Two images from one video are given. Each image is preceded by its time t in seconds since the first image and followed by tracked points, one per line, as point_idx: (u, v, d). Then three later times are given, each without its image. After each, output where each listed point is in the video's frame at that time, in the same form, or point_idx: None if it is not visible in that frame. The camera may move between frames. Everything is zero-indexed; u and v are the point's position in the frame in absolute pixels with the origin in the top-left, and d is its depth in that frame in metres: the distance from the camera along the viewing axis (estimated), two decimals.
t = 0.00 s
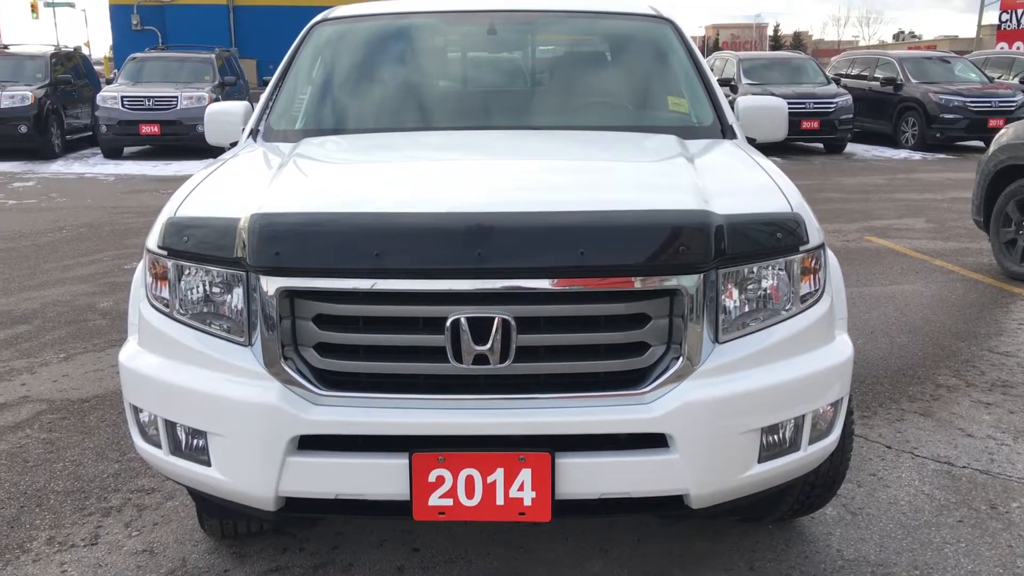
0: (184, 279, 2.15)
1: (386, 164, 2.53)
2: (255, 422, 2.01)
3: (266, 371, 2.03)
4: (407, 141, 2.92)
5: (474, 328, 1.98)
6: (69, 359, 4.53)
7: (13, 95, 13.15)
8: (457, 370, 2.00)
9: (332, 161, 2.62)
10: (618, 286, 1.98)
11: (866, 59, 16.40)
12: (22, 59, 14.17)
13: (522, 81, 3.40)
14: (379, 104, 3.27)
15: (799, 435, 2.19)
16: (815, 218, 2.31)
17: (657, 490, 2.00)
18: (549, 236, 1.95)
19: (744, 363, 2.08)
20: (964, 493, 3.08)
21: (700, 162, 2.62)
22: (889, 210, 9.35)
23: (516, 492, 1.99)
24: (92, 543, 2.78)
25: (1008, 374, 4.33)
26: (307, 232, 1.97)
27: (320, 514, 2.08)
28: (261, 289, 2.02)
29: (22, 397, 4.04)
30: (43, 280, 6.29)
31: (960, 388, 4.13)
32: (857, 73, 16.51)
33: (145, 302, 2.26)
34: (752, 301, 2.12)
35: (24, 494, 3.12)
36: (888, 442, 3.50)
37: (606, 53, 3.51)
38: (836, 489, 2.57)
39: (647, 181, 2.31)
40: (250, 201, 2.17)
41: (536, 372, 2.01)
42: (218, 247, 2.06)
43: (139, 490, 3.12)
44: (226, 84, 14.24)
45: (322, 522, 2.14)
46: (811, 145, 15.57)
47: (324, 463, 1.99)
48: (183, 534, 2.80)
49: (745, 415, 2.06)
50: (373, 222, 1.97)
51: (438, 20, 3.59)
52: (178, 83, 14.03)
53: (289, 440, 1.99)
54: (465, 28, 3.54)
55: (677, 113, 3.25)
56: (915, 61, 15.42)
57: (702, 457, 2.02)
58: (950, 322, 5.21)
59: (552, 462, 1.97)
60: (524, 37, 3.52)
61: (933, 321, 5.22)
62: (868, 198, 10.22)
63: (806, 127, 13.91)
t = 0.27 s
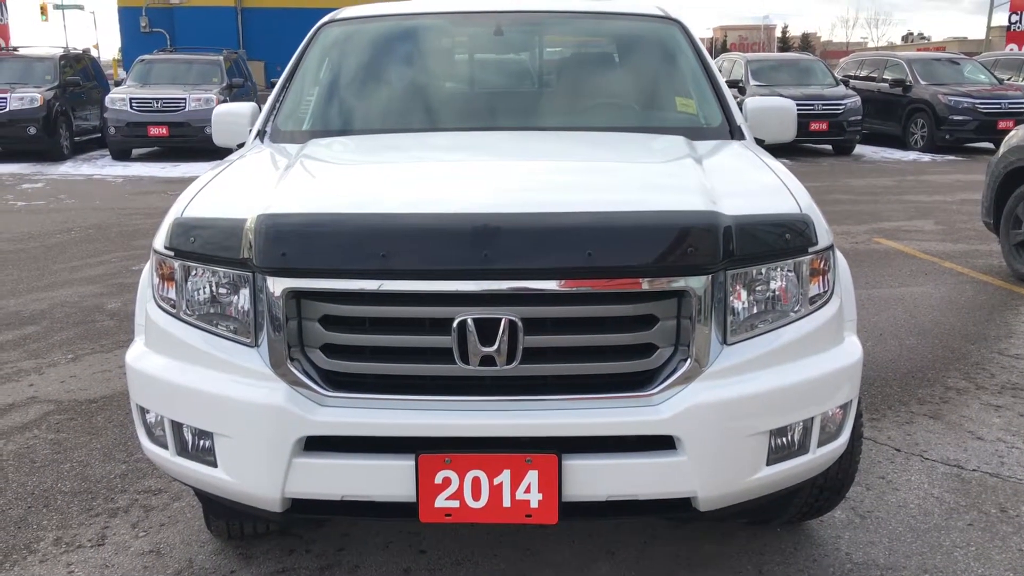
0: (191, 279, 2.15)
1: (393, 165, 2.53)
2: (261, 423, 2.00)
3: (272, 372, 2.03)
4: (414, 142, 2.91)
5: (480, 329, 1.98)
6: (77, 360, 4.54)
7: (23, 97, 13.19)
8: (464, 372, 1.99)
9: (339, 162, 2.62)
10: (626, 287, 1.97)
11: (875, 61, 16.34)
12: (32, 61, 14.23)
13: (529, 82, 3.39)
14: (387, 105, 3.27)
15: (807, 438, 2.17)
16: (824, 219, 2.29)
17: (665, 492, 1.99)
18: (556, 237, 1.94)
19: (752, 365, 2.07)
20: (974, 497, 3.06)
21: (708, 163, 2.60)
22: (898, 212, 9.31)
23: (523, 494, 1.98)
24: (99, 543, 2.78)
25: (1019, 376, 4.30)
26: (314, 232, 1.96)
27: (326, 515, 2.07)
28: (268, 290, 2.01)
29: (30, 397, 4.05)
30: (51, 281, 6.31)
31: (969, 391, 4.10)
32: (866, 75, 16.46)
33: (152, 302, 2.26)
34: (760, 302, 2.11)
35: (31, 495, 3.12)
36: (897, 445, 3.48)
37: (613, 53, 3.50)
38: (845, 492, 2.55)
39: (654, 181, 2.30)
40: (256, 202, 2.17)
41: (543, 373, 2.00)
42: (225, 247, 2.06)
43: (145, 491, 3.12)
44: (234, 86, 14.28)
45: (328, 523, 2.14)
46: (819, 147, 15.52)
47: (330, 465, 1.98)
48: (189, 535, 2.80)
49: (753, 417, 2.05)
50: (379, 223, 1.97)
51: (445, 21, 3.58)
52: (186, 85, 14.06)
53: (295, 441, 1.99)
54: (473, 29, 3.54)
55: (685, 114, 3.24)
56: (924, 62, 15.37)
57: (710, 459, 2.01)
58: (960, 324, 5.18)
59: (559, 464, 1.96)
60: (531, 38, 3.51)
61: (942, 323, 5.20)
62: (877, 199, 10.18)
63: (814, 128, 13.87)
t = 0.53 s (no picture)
0: (195, 275, 2.14)
1: (398, 161, 2.52)
2: (266, 420, 2.00)
3: (277, 368, 2.02)
4: (420, 139, 2.90)
5: (485, 326, 1.97)
6: (83, 357, 4.55)
7: (30, 94, 13.22)
8: (469, 369, 1.98)
9: (344, 158, 2.61)
10: (632, 284, 1.95)
11: (883, 58, 16.28)
12: (38, 59, 14.25)
13: (535, 78, 3.38)
14: (392, 102, 3.26)
15: (815, 436, 2.16)
16: (832, 215, 2.28)
17: (670, 490, 1.98)
18: (562, 233, 1.93)
19: (759, 362, 2.06)
20: (982, 496, 3.04)
21: (715, 159, 2.59)
22: (905, 210, 9.27)
23: (528, 491, 1.97)
24: (104, 540, 2.78)
25: None
26: (318, 228, 1.95)
27: (330, 512, 2.07)
28: (272, 286, 2.01)
29: (36, 394, 4.05)
30: (57, 277, 6.31)
31: (977, 389, 4.08)
32: (873, 72, 16.39)
33: (157, 299, 2.25)
34: (767, 299, 2.09)
35: (36, 491, 3.12)
36: (904, 443, 3.46)
37: (620, 50, 3.48)
38: (852, 490, 2.54)
39: (661, 178, 2.28)
40: (261, 198, 2.16)
41: (549, 371, 1.99)
42: (229, 243, 2.05)
43: (151, 487, 3.12)
44: (241, 84, 14.29)
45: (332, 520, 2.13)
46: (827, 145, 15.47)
47: (334, 462, 1.97)
48: (194, 532, 2.80)
49: (760, 415, 2.04)
50: (384, 219, 1.96)
51: (450, 18, 3.57)
52: (192, 82, 14.08)
53: (299, 438, 1.98)
54: (479, 26, 3.52)
55: (691, 110, 3.22)
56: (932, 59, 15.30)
57: (716, 457, 2.00)
58: (968, 323, 5.15)
59: (564, 462, 1.95)
60: (537, 34, 3.49)
61: (950, 321, 5.17)
62: (884, 197, 10.14)
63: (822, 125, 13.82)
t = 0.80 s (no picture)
0: (198, 278, 2.14)
1: (400, 163, 2.52)
2: (268, 422, 2.00)
3: (279, 370, 2.02)
4: (422, 140, 2.90)
5: (487, 328, 1.96)
6: (86, 358, 4.55)
7: (33, 96, 13.25)
8: (471, 371, 1.98)
9: (346, 159, 2.61)
10: (634, 286, 1.95)
11: (885, 58, 16.26)
12: (42, 60, 14.28)
13: (537, 79, 3.38)
14: (394, 103, 3.26)
15: (818, 438, 2.15)
16: (835, 216, 2.27)
17: (673, 492, 1.98)
18: (564, 235, 1.93)
19: (761, 364, 2.05)
20: (985, 496, 3.04)
21: (717, 160, 2.58)
22: (908, 210, 9.26)
23: (531, 494, 1.97)
24: (107, 542, 2.78)
25: None
26: (320, 230, 1.95)
27: (333, 514, 2.07)
28: (274, 288, 2.01)
29: (39, 395, 4.06)
30: (61, 279, 6.33)
31: (981, 390, 4.07)
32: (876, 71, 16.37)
33: (159, 301, 2.26)
34: (770, 301, 2.09)
35: (39, 493, 3.12)
36: (908, 444, 3.45)
37: (622, 51, 3.48)
38: (855, 492, 2.54)
39: (663, 179, 2.28)
40: (263, 200, 2.16)
41: (551, 373, 1.98)
42: (231, 246, 2.05)
43: (153, 489, 3.12)
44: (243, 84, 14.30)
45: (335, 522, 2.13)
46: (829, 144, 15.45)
47: (337, 464, 1.97)
48: (197, 534, 2.80)
49: (763, 416, 2.03)
50: (386, 221, 1.95)
51: (452, 19, 3.57)
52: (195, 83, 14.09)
53: (302, 440, 1.98)
54: (480, 27, 3.52)
55: (694, 111, 3.22)
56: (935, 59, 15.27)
57: (719, 459, 2.00)
58: (971, 323, 5.14)
59: (566, 464, 1.95)
60: (539, 35, 3.49)
61: (954, 321, 5.16)
62: (887, 197, 10.12)
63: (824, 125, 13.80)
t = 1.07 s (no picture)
0: (196, 279, 2.13)
1: (398, 164, 2.51)
2: (267, 424, 1.99)
3: (278, 372, 2.02)
4: (421, 141, 2.90)
5: (487, 329, 1.96)
6: (85, 361, 4.54)
7: (31, 99, 13.25)
8: (470, 371, 1.98)
9: (344, 161, 2.61)
10: (633, 286, 1.95)
11: (884, 57, 16.26)
12: (40, 63, 14.27)
13: (536, 80, 3.37)
14: (391, 104, 3.26)
15: (818, 437, 2.15)
16: (834, 216, 2.27)
17: (673, 492, 1.97)
18: (563, 235, 1.93)
19: (761, 364, 2.05)
20: (986, 496, 3.03)
21: (716, 160, 2.58)
22: (907, 209, 9.26)
23: (531, 495, 1.97)
24: (106, 544, 2.78)
25: None
26: (318, 232, 1.95)
27: (332, 517, 2.06)
28: (273, 290, 2.00)
29: (38, 398, 4.05)
30: (60, 281, 6.32)
31: (981, 388, 4.07)
32: (874, 71, 16.37)
33: (157, 303, 2.25)
34: (769, 300, 2.09)
35: (38, 496, 3.12)
36: (908, 443, 3.45)
37: (621, 51, 3.47)
38: (856, 491, 2.53)
39: (663, 179, 2.28)
40: (261, 201, 2.16)
41: (550, 373, 1.98)
42: (229, 247, 2.05)
43: (153, 492, 3.12)
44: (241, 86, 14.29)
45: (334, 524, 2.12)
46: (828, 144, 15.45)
47: (336, 466, 1.97)
48: (196, 537, 2.79)
49: (763, 416, 2.03)
50: (384, 222, 1.95)
51: (450, 19, 3.56)
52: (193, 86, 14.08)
53: (301, 442, 1.98)
54: (478, 27, 3.52)
55: (692, 111, 3.21)
56: (933, 58, 15.27)
57: (719, 459, 1.99)
58: (971, 322, 5.14)
59: (566, 465, 1.94)
60: (537, 35, 3.49)
61: (953, 320, 5.16)
62: (885, 196, 10.12)
63: (823, 125, 13.81)
